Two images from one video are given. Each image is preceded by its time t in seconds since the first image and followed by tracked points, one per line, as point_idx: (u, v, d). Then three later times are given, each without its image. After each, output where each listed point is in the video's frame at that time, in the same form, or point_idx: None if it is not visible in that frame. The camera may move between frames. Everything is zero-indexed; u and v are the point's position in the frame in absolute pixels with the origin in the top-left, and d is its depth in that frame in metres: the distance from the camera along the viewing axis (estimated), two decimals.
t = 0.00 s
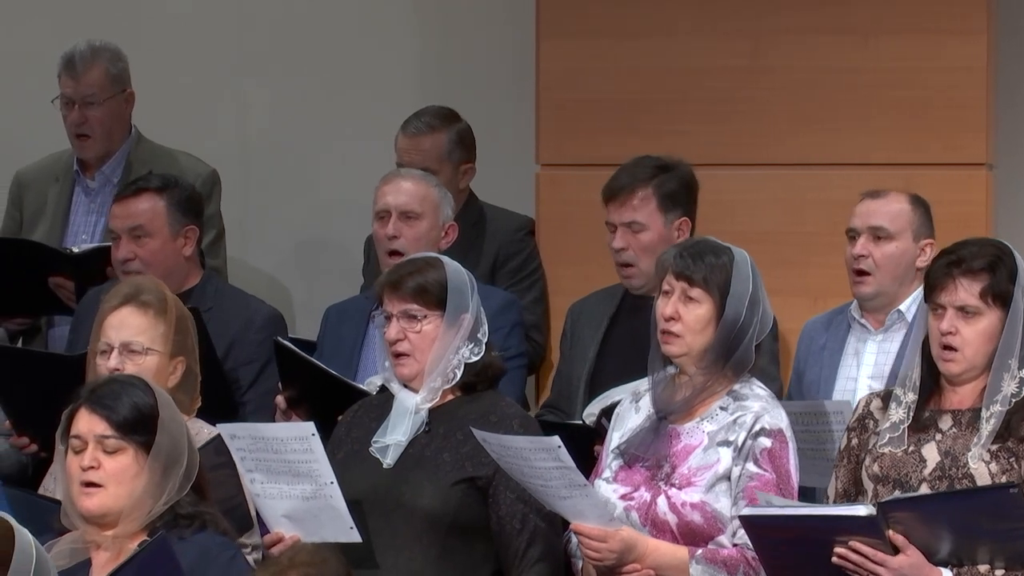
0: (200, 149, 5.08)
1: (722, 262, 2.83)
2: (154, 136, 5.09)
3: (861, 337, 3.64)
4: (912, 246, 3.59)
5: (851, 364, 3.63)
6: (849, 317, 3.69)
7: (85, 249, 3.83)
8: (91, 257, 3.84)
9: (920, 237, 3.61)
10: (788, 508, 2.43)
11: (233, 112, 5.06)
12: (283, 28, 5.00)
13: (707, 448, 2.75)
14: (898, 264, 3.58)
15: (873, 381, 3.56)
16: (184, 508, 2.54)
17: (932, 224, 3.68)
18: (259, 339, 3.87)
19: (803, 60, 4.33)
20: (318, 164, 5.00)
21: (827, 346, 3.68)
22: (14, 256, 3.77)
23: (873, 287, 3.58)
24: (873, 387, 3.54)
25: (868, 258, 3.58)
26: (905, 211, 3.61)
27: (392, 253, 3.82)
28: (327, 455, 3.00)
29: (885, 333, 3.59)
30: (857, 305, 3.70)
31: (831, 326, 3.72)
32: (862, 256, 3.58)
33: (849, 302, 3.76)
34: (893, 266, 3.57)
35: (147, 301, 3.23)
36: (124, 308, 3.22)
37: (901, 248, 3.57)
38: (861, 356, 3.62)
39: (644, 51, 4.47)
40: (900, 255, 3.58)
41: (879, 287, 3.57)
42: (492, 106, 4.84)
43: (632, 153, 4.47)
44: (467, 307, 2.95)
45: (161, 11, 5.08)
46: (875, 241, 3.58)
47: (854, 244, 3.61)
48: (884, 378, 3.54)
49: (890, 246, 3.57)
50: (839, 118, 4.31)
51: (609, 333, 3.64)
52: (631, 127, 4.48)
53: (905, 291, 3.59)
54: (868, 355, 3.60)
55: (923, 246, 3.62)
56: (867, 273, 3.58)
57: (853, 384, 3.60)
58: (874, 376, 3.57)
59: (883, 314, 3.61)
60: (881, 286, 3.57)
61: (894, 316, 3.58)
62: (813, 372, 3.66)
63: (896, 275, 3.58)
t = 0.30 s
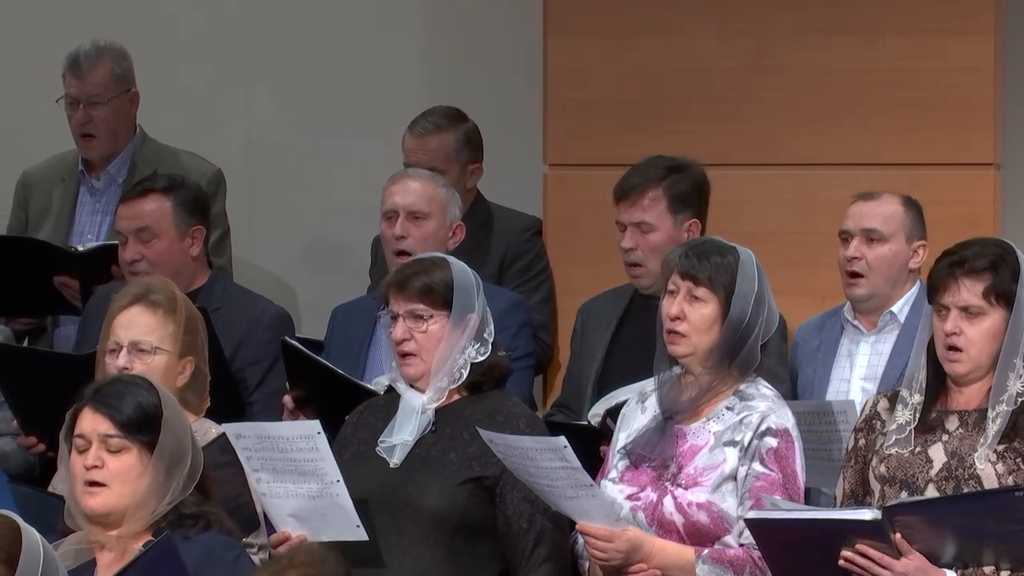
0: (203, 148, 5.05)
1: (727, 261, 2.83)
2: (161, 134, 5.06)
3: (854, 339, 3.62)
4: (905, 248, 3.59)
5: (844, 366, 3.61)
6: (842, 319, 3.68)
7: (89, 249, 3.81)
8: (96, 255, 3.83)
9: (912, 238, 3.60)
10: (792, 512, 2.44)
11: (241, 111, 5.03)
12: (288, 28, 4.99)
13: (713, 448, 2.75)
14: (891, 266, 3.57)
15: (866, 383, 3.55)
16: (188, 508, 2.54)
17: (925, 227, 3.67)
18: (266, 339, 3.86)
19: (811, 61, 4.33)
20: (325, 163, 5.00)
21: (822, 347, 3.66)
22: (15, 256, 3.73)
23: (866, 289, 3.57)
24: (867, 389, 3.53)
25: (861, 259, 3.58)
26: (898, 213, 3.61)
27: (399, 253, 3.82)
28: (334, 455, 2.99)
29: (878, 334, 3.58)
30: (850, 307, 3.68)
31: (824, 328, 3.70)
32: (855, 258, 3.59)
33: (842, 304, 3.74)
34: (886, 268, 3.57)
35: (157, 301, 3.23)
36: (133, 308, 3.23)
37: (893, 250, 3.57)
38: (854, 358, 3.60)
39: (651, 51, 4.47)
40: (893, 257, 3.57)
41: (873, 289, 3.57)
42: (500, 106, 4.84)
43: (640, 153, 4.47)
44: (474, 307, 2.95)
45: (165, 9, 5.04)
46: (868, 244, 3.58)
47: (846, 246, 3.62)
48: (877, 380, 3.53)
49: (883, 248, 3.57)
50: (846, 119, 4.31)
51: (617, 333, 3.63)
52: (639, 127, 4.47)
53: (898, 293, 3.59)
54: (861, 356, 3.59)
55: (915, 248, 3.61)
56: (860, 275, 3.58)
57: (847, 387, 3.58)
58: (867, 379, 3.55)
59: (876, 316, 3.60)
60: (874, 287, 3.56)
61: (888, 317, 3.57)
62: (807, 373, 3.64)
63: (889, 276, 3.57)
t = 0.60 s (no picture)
0: (211, 148, 5.05)
1: (732, 261, 2.82)
2: (166, 136, 5.05)
3: (851, 339, 3.62)
4: (901, 246, 3.59)
5: (843, 365, 3.61)
6: (838, 319, 3.67)
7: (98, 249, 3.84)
8: (104, 254, 3.85)
9: (907, 238, 3.61)
10: (797, 508, 2.42)
11: (249, 111, 5.03)
12: (296, 28, 5.00)
13: (719, 448, 2.74)
14: (887, 265, 3.58)
15: (865, 382, 3.55)
16: (193, 507, 2.54)
17: (917, 225, 3.68)
18: (275, 338, 3.87)
19: (818, 61, 4.32)
20: (333, 163, 5.00)
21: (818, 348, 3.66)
22: (14, 256, 3.75)
23: (862, 288, 3.57)
24: (866, 388, 3.53)
25: (857, 260, 3.58)
26: (892, 212, 3.60)
27: (407, 252, 3.82)
28: (341, 455, 3.00)
29: (875, 333, 3.58)
30: (846, 306, 3.68)
31: (821, 328, 3.70)
32: (851, 258, 3.58)
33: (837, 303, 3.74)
34: (883, 267, 3.57)
35: (166, 302, 3.24)
36: (142, 308, 3.23)
37: (889, 249, 3.57)
38: (852, 357, 3.60)
39: (658, 51, 4.46)
40: (889, 256, 3.57)
41: (869, 288, 3.57)
42: (507, 107, 4.84)
43: (647, 153, 4.46)
44: (480, 306, 2.94)
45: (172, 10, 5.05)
46: (864, 243, 3.57)
47: (842, 246, 3.60)
48: (876, 378, 3.54)
49: (878, 247, 3.57)
50: (853, 118, 4.30)
51: (624, 333, 3.63)
52: (646, 126, 4.47)
53: (893, 291, 3.58)
54: (859, 356, 3.59)
55: (912, 246, 3.62)
56: (857, 274, 3.58)
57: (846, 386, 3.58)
58: (866, 378, 3.55)
59: (872, 315, 3.60)
60: (870, 287, 3.56)
61: (885, 317, 3.57)
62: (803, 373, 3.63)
63: (886, 275, 3.57)
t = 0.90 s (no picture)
0: (218, 149, 5.06)
1: (738, 261, 2.82)
2: (172, 136, 5.07)
3: (867, 338, 3.62)
4: (915, 245, 3.58)
5: (858, 364, 3.61)
6: (853, 318, 3.66)
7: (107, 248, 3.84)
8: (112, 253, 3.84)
9: (922, 236, 3.60)
10: (806, 507, 2.43)
11: (257, 112, 5.04)
12: (303, 28, 5.00)
13: (725, 448, 2.75)
14: (902, 264, 3.57)
15: (880, 381, 3.55)
16: (199, 507, 2.55)
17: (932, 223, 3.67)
18: (282, 339, 3.88)
19: (824, 61, 4.32)
20: (341, 163, 5.01)
21: (833, 348, 3.65)
22: (14, 256, 3.75)
23: (877, 286, 3.57)
24: (880, 387, 3.53)
25: (871, 259, 3.57)
26: (906, 211, 3.60)
27: (415, 253, 3.82)
28: (348, 455, 3.00)
29: (891, 332, 3.57)
30: (862, 305, 3.67)
31: (836, 328, 3.68)
32: (865, 258, 3.58)
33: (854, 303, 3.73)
34: (897, 266, 3.56)
35: (174, 306, 3.25)
36: (151, 312, 3.24)
37: (903, 247, 3.56)
38: (867, 356, 3.60)
39: (664, 51, 4.46)
40: (903, 254, 3.56)
41: (884, 285, 3.56)
42: (514, 107, 4.84)
43: (654, 153, 4.46)
44: (487, 307, 2.94)
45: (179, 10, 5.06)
46: (878, 242, 3.57)
47: (856, 245, 3.60)
48: (892, 377, 3.53)
49: (893, 246, 3.56)
50: (859, 118, 4.30)
51: (630, 333, 3.63)
52: (655, 126, 4.46)
53: (909, 291, 3.58)
54: (874, 354, 3.59)
55: (926, 244, 3.60)
56: (870, 273, 3.58)
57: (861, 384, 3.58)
58: (881, 376, 3.55)
59: (889, 314, 3.60)
60: (885, 285, 3.56)
61: (901, 315, 3.57)
62: (819, 372, 3.62)
63: (901, 274, 3.56)
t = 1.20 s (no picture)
0: (227, 149, 5.07)
1: (743, 260, 2.83)
2: (180, 138, 5.08)
3: (893, 334, 3.61)
4: (945, 244, 3.52)
5: (882, 359, 3.61)
6: (879, 314, 3.67)
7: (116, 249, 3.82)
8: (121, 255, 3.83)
9: (953, 235, 3.54)
10: (812, 505, 2.43)
11: (266, 113, 5.05)
12: (312, 29, 5.01)
13: (730, 448, 2.75)
14: (930, 264, 3.51)
15: (905, 378, 3.55)
16: (205, 506, 2.55)
17: (962, 221, 3.62)
18: (289, 339, 3.88)
19: (832, 61, 4.32)
20: (350, 163, 5.01)
21: (858, 341, 3.68)
22: (14, 256, 3.75)
23: (906, 287, 3.53)
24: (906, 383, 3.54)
25: (900, 257, 3.52)
26: (937, 210, 3.54)
27: (422, 253, 3.82)
28: (356, 455, 3.01)
29: (917, 329, 3.56)
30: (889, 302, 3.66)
31: (862, 320, 3.70)
32: (894, 256, 3.52)
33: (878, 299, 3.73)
34: (926, 267, 3.51)
35: (183, 307, 3.25)
36: (159, 313, 3.25)
37: (932, 247, 3.50)
38: (893, 353, 3.59)
39: (673, 51, 4.46)
40: (932, 254, 3.51)
41: (912, 287, 3.52)
42: (522, 107, 4.84)
43: (663, 153, 4.46)
44: (496, 306, 2.95)
45: (187, 10, 5.07)
46: (907, 240, 3.51)
47: (886, 243, 3.55)
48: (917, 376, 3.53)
49: (923, 244, 3.51)
50: (867, 118, 4.30)
51: (637, 332, 3.63)
52: (665, 127, 4.46)
53: (936, 290, 3.55)
54: (900, 350, 3.58)
55: (956, 244, 3.54)
56: (899, 273, 3.53)
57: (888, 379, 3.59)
58: (907, 374, 3.55)
59: (916, 313, 3.59)
60: (913, 287, 3.52)
61: (929, 313, 3.56)
62: (843, 367, 3.66)
63: (929, 275, 3.52)
